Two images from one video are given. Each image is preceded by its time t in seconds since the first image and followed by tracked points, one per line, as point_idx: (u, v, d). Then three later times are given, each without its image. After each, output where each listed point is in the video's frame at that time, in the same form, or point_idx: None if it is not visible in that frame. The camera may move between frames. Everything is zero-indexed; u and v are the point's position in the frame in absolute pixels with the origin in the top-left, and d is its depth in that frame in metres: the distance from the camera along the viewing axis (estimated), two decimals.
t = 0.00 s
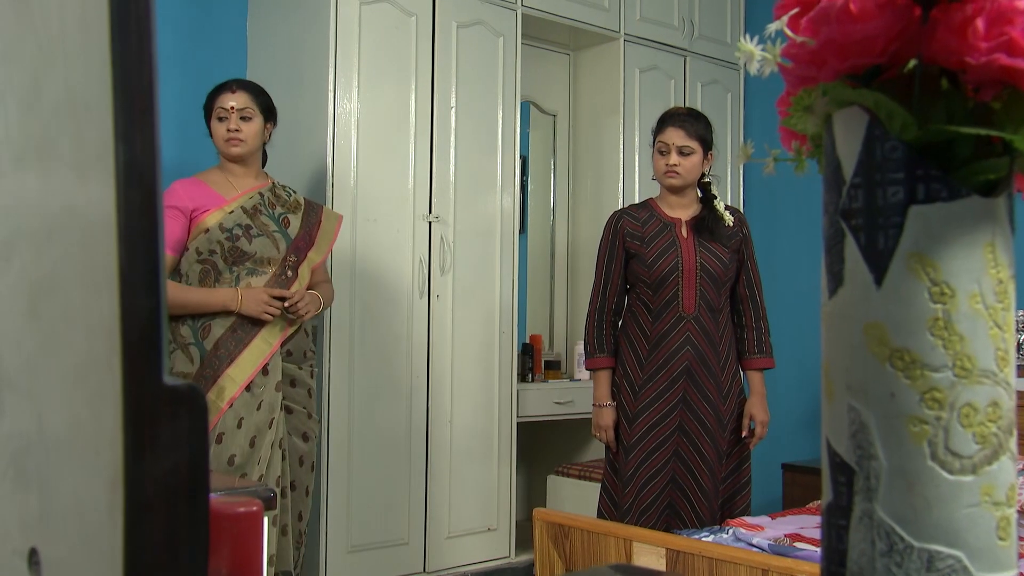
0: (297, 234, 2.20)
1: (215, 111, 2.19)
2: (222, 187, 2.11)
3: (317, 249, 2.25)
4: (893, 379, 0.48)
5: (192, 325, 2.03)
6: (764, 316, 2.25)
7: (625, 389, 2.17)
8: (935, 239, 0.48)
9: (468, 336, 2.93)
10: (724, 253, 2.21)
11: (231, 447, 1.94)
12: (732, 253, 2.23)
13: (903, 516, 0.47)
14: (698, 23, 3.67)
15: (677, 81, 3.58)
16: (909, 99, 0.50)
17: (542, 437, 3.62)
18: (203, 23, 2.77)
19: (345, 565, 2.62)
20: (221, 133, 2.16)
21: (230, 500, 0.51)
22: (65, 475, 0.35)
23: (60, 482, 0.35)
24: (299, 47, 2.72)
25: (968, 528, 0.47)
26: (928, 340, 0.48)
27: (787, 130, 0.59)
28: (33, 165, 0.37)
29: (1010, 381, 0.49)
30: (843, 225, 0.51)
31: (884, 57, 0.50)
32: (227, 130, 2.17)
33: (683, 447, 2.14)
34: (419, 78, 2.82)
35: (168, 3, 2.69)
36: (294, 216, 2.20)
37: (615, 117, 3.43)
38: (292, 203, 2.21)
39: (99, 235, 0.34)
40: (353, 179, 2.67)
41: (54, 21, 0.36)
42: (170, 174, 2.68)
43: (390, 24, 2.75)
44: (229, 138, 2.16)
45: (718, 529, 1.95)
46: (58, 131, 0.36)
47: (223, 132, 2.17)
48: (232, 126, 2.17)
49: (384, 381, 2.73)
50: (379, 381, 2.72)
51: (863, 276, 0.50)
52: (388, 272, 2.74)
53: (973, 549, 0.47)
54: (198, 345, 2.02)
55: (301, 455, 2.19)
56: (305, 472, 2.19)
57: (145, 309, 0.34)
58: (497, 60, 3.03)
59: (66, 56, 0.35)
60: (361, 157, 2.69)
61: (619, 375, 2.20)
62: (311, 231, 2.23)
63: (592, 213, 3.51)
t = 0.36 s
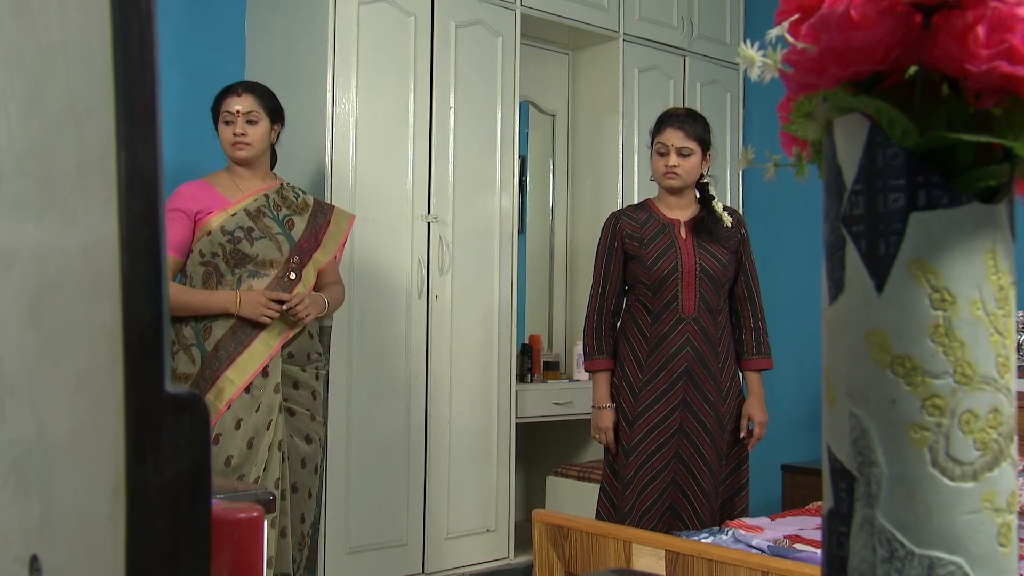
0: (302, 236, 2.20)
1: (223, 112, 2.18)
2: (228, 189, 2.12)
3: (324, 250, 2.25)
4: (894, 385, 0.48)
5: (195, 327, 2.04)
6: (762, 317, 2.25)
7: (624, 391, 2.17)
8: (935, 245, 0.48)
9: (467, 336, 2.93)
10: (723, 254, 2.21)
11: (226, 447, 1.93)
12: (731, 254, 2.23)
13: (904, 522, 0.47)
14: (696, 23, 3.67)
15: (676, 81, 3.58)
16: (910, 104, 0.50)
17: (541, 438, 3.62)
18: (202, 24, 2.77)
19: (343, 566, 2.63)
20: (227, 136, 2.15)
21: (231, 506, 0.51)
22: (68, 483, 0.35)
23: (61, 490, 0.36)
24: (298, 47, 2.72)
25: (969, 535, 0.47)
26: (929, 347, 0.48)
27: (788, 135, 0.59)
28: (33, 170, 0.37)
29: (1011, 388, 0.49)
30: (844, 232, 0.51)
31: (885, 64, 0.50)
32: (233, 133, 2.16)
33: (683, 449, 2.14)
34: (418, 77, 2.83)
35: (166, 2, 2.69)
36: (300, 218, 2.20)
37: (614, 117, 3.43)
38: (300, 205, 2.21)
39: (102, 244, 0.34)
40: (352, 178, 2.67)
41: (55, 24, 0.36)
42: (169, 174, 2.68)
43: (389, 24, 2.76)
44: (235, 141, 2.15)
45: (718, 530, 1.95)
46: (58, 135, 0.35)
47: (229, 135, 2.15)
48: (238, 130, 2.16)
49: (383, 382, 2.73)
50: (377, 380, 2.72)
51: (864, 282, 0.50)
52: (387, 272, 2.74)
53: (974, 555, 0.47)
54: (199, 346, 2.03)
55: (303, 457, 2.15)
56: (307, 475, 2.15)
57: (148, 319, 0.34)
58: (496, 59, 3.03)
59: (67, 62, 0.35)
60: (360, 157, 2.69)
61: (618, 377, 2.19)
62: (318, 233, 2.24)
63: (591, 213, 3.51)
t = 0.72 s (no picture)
0: (303, 238, 2.19)
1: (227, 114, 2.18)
2: (231, 192, 2.12)
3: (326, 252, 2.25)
4: (893, 391, 0.48)
5: (198, 329, 2.05)
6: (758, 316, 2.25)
7: (619, 391, 2.17)
8: (935, 252, 0.48)
9: (465, 335, 2.93)
10: (718, 254, 2.21)
11: (229, 448, 1.93)
12: (727, 254, 2.23)
13: (903, 528, 0.48)
14: (695, 21, 3.67)
15: (675, 79, 3.58)
16: (909, 111, 0.50)
17: (540, 438, 3.62)
18: (200, 23, 2.76)
19: (341, 566, 2.63)
20: (239, 136, 2.15)
21: (232, 511, 0.51)
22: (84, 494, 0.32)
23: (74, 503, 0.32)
24: (296, 45, 2.72)
25: (969, 541, 0.47)
26: (929, 353, 0.48)
27: (787, 139, 0.59)
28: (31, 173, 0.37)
29: (1011, 394, 0.49)
30: (844, 237, 0.51)
31: (885, 70, 0.50)
32: (244, 134, 2.15)
33: (679, 449, 2.14)
34: (415, 76, 2.83)
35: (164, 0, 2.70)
36: (303, 220, 2.20)
37: (613, 116, 3.43)
38: (301, 206, 2.21)
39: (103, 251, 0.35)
40: (349, 176, 2.66)
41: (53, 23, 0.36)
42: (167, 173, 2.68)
43: (386, 22, 2.75)
44: (246, 143, 2.15)
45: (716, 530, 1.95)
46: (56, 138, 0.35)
47: (240, 136, 2.15)
48: (249, 131, 2.16)
49: (380, 380, 2.73)
50: (374, 380, 2.72)
51: (864, 288, 0.50)
52: (384, 271, 2.74)
53: (974, 561, 0.47)
54: (202, 348, 2.04)
55: (307, 457, 2.15)
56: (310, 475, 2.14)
57: (148, 325, 0.35)
58: (494, 57, 3.03)
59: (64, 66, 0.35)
60: (357, 157, 2.69)
61: (613, 377, 2.19)
62: (321, 234, 2.24)
63: (590, 212, 3.51)
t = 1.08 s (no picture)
0: (302, 238, 2.19)
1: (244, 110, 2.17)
2: (225, 190, 2.09)
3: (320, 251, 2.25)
4: (892, 396, 0.48)
5: (199, 330, 2.02)
6: (754, 316, 2.24)
7: (614, 391, 2.17)
8: (933, 257, 0.48)
9: (462, 334, 2.93)
10: (712, 253, 2.20)
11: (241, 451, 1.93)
12: (721, 254, 2.22)
13: (901, 533, 0.48)
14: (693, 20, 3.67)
15: (672, 79, 3.58)
16: (908, 116, 0.50)
17: (537, 438, 3.62)
18: (197, 21, 2.76)
19: (338, 566, 2.62)
20: (260, 137, 2.15)
21: (230, 516, 0.51)
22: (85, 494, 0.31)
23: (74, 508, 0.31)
24: (292, 43, 2.72)
25: (968, 546, 0.47)
26: (928, 358, 0.48)
27: (786, 143, 0.59)
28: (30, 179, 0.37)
29: (1010, 400, 0.49)
30: (843, 242, 0.51)
31: (883, 77, 0.50)
32: (265, 135, 2.16)
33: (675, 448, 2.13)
34: (413, 75, 2.83)
35: None
36: (300, 220, 2.19)
37: (611, 115, 3.43)
38: (295, 205, 2.20)
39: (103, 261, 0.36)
40: (346, 176, 2.66)
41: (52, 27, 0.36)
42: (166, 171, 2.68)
43: (383, 21, 2.75)
44: (265, 145, 2.16)
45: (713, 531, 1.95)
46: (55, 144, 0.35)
47: (261, 137, 2.15)
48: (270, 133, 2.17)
49: (377, 380, 2.72)
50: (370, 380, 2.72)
51: (863, 294, 0.50)
52: (381, 270, 2.74)
53: (973, 566, 0.47)
54: (206, 350, 2.02)
55: (307, 457, 2.14)
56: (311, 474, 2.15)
57: (149, 331, 0.36)
58: (491, 57, 3.03)
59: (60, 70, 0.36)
60: (354, 156, 2.68)
61: (608, 376, 2.19)
62: (316, 234, 2.22)
63: (588, 212, 3.51)
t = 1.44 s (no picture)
0: (294, 237, 2.17)
1: (241, 106, 2.14)
2: (218, 188, 2.07)
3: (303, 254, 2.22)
4: (892, 402, 0.48)
5: (195, 330, 2.00)
6: (751, 314, 2.21)
7: (610, 390, 2.14)
8: (933, 262, 0.49)
9: (459, 333, 2.93)
10: (709, 251, 2.17)
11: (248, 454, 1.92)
12: (719, 252, 2.19)
13: (901, 538, 0.48)
14: (691, 19, 3.67)
15: (670, 77, 3.58)
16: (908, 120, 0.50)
17: (535, 438, 3.62)
18: (195, 18, 2.76)
19: (335, 566, 2.62)
20: (257, 135, 2.15)
21: (230, 520, 0.51)
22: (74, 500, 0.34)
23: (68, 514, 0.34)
24: (289, 41, 2.71)
25: (967, 551, 0.47)
26: (927, 363, 0.48)
27: (785, 147, 0.59)
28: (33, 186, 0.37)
29: (1010, 405, 0.49)
30: (842, 247, 0.52)
31: (883, 82, 0.50)
32: (262, 133, 2.16)
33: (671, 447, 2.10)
34: (410, 74, 2.83)
35: None
36: (288, 218, 2.16)
37: (608, 114, 3.43)
38: (280, 204, 2.17)
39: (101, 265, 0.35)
40: (343, 175, 2.66)
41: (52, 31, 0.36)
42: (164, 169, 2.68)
43: (380, 20, 2.75)
44: (261, 144, 2.16)
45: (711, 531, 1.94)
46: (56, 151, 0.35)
47: (258, 135, 2.15)
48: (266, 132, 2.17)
49: (373, 380, 2.72)
50: (366, 379, 2.71)
51: (863, 298, 0.50)
52: (378, 269, 2.74)
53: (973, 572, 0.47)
54: (204, 351, 2.00)
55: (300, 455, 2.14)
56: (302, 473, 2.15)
57: (149, 338, 0.35)
58: (489, 54, 3.03)
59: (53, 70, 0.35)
60: (351, 155, 2.68)
61: (604, 374, 2.17)
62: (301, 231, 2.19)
63: (585, 211, 3.50)
